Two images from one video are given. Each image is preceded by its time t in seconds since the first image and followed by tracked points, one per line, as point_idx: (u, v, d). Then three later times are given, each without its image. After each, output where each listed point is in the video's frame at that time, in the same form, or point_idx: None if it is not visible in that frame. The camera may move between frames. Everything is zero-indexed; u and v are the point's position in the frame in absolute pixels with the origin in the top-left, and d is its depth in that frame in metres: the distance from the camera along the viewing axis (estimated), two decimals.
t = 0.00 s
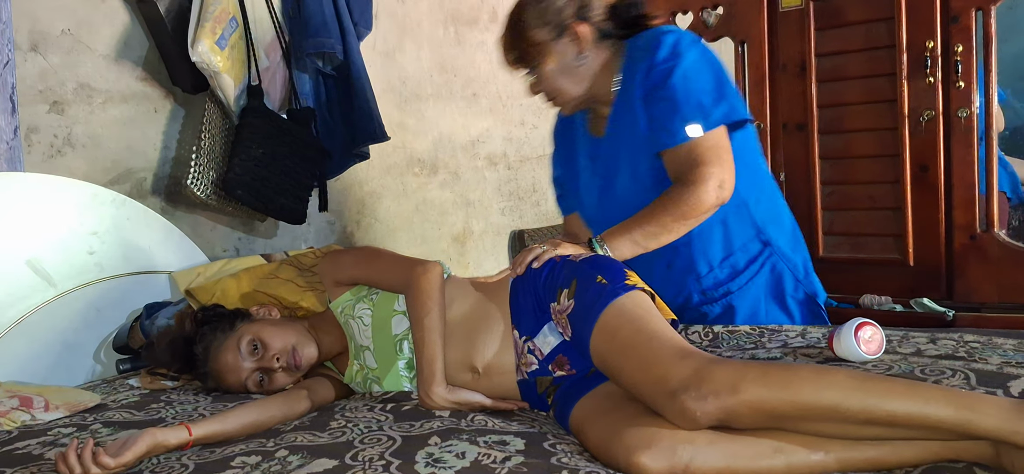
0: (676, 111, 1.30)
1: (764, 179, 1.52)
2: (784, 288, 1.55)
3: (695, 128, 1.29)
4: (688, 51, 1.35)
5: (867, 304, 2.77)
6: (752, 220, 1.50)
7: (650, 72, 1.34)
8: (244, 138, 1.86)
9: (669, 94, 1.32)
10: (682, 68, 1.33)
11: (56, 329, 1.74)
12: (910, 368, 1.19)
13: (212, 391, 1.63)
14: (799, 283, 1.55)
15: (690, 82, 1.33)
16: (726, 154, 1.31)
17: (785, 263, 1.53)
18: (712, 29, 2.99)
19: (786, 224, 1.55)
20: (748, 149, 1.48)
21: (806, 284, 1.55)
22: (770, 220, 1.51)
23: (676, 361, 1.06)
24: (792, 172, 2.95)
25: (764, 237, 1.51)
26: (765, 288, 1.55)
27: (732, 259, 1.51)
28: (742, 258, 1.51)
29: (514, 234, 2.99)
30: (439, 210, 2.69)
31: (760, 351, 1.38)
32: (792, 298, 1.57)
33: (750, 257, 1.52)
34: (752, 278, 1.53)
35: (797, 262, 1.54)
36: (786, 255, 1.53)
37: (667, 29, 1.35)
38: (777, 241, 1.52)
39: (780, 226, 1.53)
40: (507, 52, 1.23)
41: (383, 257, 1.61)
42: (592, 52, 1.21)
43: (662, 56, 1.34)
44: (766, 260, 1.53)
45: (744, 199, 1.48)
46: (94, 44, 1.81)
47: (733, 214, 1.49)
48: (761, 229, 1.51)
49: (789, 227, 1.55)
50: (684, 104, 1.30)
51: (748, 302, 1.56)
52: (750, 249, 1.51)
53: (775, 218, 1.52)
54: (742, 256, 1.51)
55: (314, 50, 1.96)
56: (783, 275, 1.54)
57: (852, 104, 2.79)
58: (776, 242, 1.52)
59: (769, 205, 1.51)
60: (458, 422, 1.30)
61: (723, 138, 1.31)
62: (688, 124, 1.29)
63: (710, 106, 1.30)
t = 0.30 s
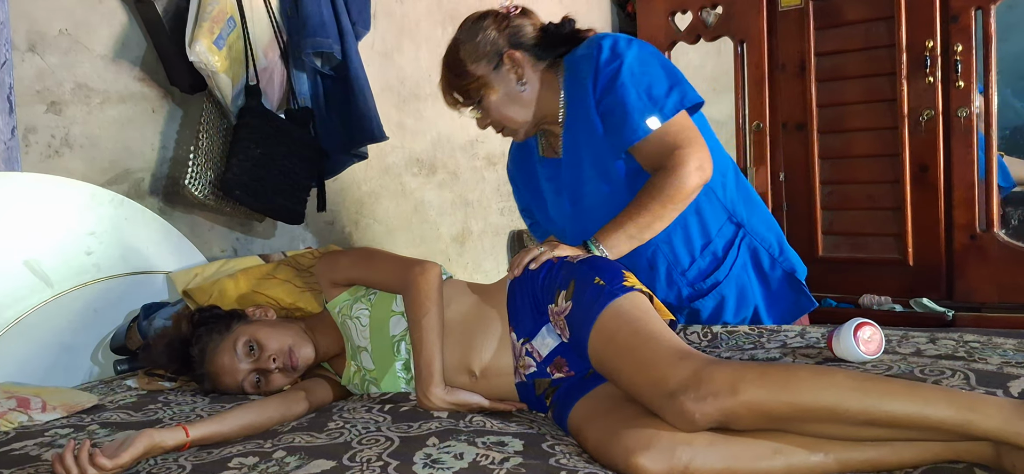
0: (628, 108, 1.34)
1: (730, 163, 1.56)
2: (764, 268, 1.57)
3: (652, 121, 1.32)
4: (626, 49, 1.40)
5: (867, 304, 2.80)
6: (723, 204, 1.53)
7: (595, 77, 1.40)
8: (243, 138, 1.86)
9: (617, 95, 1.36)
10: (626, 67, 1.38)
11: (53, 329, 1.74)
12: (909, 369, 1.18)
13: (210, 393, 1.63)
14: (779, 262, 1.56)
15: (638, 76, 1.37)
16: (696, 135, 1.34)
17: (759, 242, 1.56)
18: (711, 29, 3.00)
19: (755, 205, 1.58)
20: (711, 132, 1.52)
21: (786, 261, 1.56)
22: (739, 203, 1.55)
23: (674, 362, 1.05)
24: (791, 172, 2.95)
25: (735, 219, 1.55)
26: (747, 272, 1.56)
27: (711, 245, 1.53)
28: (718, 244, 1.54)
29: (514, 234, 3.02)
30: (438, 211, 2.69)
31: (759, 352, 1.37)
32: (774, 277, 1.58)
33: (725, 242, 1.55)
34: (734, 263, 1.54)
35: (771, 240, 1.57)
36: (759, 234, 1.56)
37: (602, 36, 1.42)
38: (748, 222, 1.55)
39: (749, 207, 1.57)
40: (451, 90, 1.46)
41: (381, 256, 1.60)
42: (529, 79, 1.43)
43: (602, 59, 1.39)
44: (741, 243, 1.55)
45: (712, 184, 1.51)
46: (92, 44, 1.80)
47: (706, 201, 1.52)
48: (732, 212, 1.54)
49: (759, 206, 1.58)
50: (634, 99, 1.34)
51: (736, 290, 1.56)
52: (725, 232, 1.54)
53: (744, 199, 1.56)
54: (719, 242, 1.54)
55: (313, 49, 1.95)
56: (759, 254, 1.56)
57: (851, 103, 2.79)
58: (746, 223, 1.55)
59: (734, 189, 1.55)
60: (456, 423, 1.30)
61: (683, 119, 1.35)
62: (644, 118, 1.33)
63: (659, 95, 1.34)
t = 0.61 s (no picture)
0: (639, 105, 1.33)
1: (743, 171, 1.51)
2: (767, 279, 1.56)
3: (661, 122, 1.32)
4: (645, 48, 1.39)
5: (866, 305, 2.81)
6: (730, 213, 1.50)
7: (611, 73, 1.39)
8: (243, 140, 1.86)
9: (629, 92, 1.35)
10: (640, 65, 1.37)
11: (53, 330, 1.74)
12: (909, 371, 1.18)
13: (210, 393, 1.63)
14: (785, 276, 1.54)
15: (651, 76, 1.36)
16: (702, 142, 1.32)
17: (766, 255, 1.53)
18: (711, 30, 3.00)
19: (767, 216, 1.53)
20: (723, 139, 1.48)
21: (790, 275, 1.54)
22: (749, 213, 1.51)
23: (674, 364, 1.06)
24: (791, 172, 2.95)
25: (741, 230, 1.52)
26: (748, 282, 1.56)
27: (714, 254, 1.52)
28: (722, 253, 1.52)
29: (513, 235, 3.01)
30: (437, 212, 2.69)
31: (758, 354, 1.37)
32: (777, 288, 1.57)
33: (730, 251, 1.53)
34: (737, 274, 1.53)
35: (779, 253, 1.53)
36: (765, 247, 1.53)
37: (622, 32, 1.41)
38: (755, 233, 1.52)
39: (761, 217, 1.53)
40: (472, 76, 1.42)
41: (382, 258, 1.61)
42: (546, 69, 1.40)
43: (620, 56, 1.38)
44: (745, 254, 1.53)
45: (720, 192, 1.48)
46: (92, 45, 1.80)
47: (711, 209, 1.49)
48: (739, 223, 1.51)
49: (772, 217, 1.54)
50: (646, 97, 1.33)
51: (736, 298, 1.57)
52: (729, 243, 1.52)
53: (756, 209, 1.52)
54: (723, 251, 1.52)
55: (313, 50, 1.95)
56: (765, 266, 1.54)
57: (851, 104, 2.79)
58: (755, 235, 1.52)
59: (746, 198, 1.51)
60: (456, 425, 1.30)
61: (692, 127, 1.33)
62: (653, 117, 1.32)
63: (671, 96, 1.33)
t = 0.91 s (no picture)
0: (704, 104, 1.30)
1: (803, 188, 1.49)
2: (795, 300, 1.51)
3: (715, 125, 1.28)
4: (739, 47, 1.33)
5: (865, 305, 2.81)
6: (778, 226, 1.47)
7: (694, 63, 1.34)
8: (242, 140, 1.86)
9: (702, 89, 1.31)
10: (725, 68, 1.33)
11: (53, 330, 1.74)
12: (908, 372, 1.19)
13: (211, 392, 1.63)
14: (817, 302, 1.50)
15: (731, 83, 1.32)
16: (737, 160, 1.30)
17: (805, 278, 1.49)
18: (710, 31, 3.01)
19: (818, 240, 1.50)
20: (784, 155, 1.45)
21: (819, 302, 1.50)
22: (799, 231, 1.48)
23: (675, 365, 1.06)
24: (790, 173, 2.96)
25: (787, 245, 1.48)
26: (775, 296, 1.52)
27: (750, 262, 1.49)
28: (760, 264, 1.49)
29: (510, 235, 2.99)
30: (437, 212, 2.69)
31: (758, 354, 1.38)
32: (801, 313, 1.52)
33: (769, 264, 1.49)
34: (766, 285, 1.51)
35: (817, 278, 1.49)
36: (804, 269, 1.48)
37: (725, 23, 1.34)
38: (800, 253, 1.48)
39: (812, 240, 1.49)
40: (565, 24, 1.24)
41: (383, 258, 1.61)
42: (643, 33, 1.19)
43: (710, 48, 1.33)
44: (782, 269, 1.49)
45: (775, 203, 1.46)
46: (92, 45, 1.80)
47: (759, 216, 1.47)
48: (786, 238, 1.47)
49: (823, 243, 1.50)
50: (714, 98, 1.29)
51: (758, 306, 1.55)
52: (772, 256, 1.48)
53: (809, 229, 1.48)
54: (762, 262, 1.49)
55: (312, 50, 1.96)
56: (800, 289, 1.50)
57: (850, 105, 2.80)
58: (800, 257, 1.48)
59: (802, 216, 1.48)
60: (456, 425, 1.30)
61: (740, 143, 1.30)
62: (712, 119, 1.29)
63: (736, 106, 1.29)
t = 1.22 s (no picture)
0: (723, 101, 1.29)
1: (825, 195, 1.49)
2: (806, 304, 1.50)
3: (728, 123, 1.28)
4: (772, 47, 1.32)
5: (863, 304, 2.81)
6: (799, 230, 1.47)
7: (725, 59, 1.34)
8: (240, 139, 1.86)
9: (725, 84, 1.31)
10: (752, 64, 1.31)
11: (49, 329, 1.73)
12: (907, 370, 1.19)
13: (209, 392, 1.63)
14: (828, 308, 1.49)
15: (757, 79, 1.30)
16: (747, 159, 1.30)
17: (820, 282, 1.48)
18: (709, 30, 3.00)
19: (837, 246, 1.50)
20: (807, 162, 1.45)
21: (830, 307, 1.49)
22: (819, 236, 1.48)
23: (673, 364, 1.06)
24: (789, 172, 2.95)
25: (806, 250, 1.47)
26: (788, 299, 1.51)
27: (766, 263, 1.49)
28: (777, 265, 1.49)
29: (509, 235, 3.00)
30: (435, 212, 2.69)
31: (757, 353, 1.37)
32: (811, 317, 1.51)
33: (786, 266, 1.49)
34: (778, 288, 1.51)
35: (830, 283, 1.49)
36: (819, 274, 1.48)
37: (762, 22, 1.33)
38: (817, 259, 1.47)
39: (831, 246, 1.49)
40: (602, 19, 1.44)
41: (380, 257, 1.60)
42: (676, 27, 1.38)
43: (742, 46, 1.32)
44: (797, 273, 1.49)
45: (796, 206, 1.46)
46: (89, 45, 1.80)
47: (779, 218, 1.47)
48: (806, 242, 1.47)
49: (843, 250, 1.50)
50: (733, 95, 1.29)
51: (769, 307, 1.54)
52: (789, 259, 1.48)
53: (829, 235, 1.48)
54: (779, 264, 1.49)
55: (310, 50, 1.96)
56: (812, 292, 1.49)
57: (850, 104, 2.80)
58: (818, 262, 1.48)
59: (824, 222, 1.48)
60: (454, 424, 1.30)
61: (753, 142, 1.29)
62: (727, 116, 1.28)
63: (755, 106, 1.28)
